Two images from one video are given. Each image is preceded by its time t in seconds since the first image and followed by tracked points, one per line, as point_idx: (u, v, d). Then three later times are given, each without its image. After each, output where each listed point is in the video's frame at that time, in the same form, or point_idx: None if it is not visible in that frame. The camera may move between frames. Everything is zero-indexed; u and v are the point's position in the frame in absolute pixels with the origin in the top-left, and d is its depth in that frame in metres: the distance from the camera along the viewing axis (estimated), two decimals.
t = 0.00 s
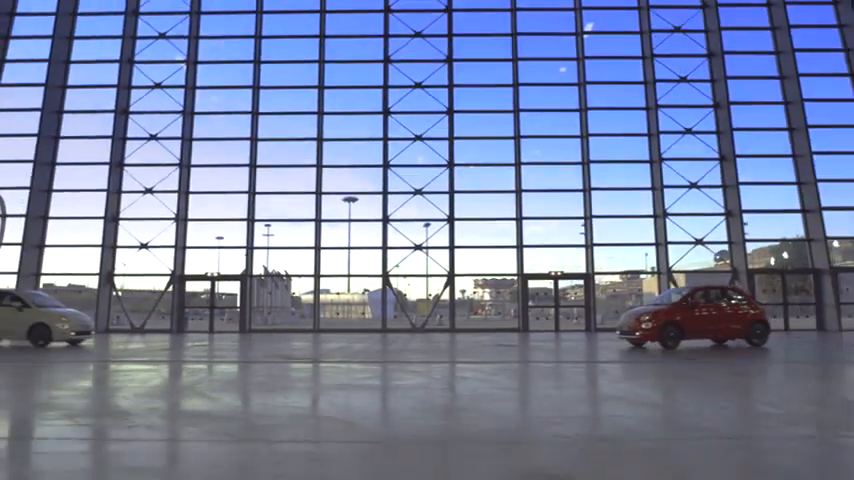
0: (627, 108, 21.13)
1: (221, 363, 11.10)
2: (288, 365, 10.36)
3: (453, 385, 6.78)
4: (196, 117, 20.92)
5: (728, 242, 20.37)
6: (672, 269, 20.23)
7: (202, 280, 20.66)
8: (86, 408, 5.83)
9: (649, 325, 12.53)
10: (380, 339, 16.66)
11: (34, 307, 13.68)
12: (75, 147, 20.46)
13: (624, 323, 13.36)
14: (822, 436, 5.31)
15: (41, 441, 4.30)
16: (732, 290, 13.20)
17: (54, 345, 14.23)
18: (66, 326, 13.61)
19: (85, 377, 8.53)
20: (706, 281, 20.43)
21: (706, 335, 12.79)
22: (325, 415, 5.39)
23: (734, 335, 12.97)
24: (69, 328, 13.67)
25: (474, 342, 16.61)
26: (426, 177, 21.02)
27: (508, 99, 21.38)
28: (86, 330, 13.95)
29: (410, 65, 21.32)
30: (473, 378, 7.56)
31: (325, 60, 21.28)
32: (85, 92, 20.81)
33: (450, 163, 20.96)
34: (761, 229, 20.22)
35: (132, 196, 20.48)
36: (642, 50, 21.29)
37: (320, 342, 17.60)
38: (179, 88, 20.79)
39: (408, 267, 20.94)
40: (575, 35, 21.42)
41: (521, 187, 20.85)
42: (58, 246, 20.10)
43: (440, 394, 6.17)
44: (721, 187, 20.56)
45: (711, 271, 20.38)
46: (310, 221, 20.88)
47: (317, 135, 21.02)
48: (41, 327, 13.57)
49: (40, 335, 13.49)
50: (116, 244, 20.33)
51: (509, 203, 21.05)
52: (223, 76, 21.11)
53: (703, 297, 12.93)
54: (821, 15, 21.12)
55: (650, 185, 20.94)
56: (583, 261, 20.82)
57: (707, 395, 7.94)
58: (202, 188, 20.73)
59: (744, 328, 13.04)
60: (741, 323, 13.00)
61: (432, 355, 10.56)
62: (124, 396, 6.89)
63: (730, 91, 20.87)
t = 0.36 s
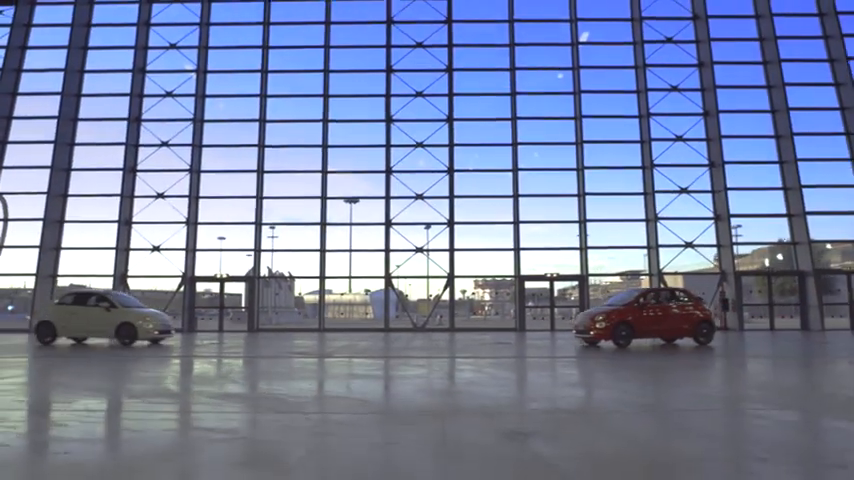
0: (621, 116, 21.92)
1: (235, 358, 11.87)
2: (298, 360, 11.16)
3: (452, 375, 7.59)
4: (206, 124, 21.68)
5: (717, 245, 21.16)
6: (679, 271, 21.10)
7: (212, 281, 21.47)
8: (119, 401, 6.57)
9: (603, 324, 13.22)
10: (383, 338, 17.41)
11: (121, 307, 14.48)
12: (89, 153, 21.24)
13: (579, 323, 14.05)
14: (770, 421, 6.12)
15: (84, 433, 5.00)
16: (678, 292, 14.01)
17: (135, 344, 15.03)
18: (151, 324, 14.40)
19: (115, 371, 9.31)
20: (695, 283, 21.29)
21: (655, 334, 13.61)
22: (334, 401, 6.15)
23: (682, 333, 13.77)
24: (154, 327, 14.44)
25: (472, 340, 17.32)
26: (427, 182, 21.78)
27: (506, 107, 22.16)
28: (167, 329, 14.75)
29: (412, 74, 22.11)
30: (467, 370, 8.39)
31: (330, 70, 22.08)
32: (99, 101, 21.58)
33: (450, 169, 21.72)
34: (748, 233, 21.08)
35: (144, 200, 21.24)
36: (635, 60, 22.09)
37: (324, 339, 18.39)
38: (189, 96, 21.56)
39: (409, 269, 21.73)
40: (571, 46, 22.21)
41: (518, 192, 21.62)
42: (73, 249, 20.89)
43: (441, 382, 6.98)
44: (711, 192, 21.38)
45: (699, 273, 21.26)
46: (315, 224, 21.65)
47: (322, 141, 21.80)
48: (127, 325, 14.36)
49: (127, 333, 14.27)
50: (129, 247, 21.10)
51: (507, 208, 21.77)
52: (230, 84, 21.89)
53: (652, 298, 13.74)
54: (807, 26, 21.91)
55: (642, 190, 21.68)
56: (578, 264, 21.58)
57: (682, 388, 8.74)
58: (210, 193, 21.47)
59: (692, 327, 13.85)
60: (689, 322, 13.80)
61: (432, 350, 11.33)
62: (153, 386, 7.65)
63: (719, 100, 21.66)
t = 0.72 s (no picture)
0: (614, 123, 22.75)
1: (248, 354, 12.71)
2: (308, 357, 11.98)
3: (452, 367, 8.44)
4: (215, 130, 22.46)
5: (705, 247, 22.04)
6: (676, 272, 21.98)
7: (221, 282, 22.21)
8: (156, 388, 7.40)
9: (563, 324, 13.93)
10: (385, 336, 18.20)
11: (196, 307, 15.10)
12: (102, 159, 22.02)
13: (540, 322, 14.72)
14: (729, 408, 6.98)
15: (131, 419, 5.77)
16: (633, 292, 14.82)
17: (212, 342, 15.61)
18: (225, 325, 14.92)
19: (142, 366, 10.14)
20: (684, 284, 22.07)
21: (612, 334, 14.41)
22: (348, 387, 6.99)
23: (637, 333, 14.60)
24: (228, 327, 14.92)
25: (471, 338, 18.09)
26: (427, 186, 22.61)
27: (503, 114, 22.97)
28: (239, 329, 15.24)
29: (412, 83, 22.94)
30: (461, 363, 9.26)
31: (334, 79, 22.91)
32: (111, 108, 22.38)
33: (449, 174, 22.55)
34: (736, 234, 21.86)
35: (155, 204, 22.01)
36: (627, 69, 22.94)
37: (329, 337, 19.25)
38: (199, 104, 22.36)
39: (410, 271, 22.50)
40: (566, 55, 23.05)
41: (515, 196, 22.47)
42: (88, 251, 21.71)
43: (442, 372, 7.84)
44: (700, 197, 22.22)
45: (688, 273, 22.09)
46: (320, 227, 22.56)
47: (326, 147, 22.63)
48: (202, 325, 14.92)
49: (202, 333, 14.81)
50: (141, 248, 21.90)
51: (504, 211, 22.64)
52: (238, 92, 22.68)
53: (609, 299, 14.53)
54: (792, 36, 22.78)
55: (634, 194, 22.54)
56: (571, 267, 22.41)
57: (660, 382, 9.59)
58: (219, 197, 22.31)
59: (645, 327, 14.69)
60: (641, 322, 14.63)
61: (430, 347, 12.18)
62: (183, 377, 8.49)
63: (708, 108, 22.50)
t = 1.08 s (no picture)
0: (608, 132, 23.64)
1: (258, 350, 13.50)
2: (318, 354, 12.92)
3: (451, 363, 9.38)
4: (224, 139, 23.34)
5: (694, 251, 22.98)
6: (673, 275, 23.01)
7: (232, 285, 23.06)
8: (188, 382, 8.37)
9: (535, 325, 14.57)
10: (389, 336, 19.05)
11: (255, 309, 15.77)
12: (117, 166, 22.94)
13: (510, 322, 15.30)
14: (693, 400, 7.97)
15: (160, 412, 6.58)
16: (597, 295, 15.67)
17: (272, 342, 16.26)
18: (283, 325, 15.56)
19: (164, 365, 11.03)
20: (673, 287, 22.96)
21: (578, 334, 15.19)
22: (359, 377, 8.02)
23: (601, 333, 15.45)
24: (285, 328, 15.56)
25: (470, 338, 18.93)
26: (428, 193, 23.49)
27: (501, 123, 23.88)
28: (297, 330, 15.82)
29: (413, 93, 23.84)
30: (458, 359, 10.15)
31: (338, 89, 23.82)
32: (125, 117, 23.29)
33: (449, 180, 23.45)
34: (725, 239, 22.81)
35: (168, 210, 22.94)
36: (620, 80, 23.86)
37: (334, 337, 20.13)
38: (209, 113, 23.26)
39: (412, 273, 23.38)
40: (561, 67, 23.99)
41: (512, 202, 23.38)
42: (104, 255, 22.67)
43: (443, 367, 8.81)
44: (690, 202, 23.15)
45: (678, 277, 23.02)
46: (325, 232, 23.37)
47: (331, 156, 23.52)
48: (262, 326, 15.57)
49: (262, 333, 15.47)
50: (154, 252, 22.82)
51: (502, 216, 23.53)
52: (246, 102, 23.58)
53: (575, 302, 15.33)
54: (779, 48, 23.73)
55: (627, 200, 23.43)
56: (566, 270, 23.30)
57: (638, 378, 10.56)
58: (228, 202, 23.17)
59: (609, 327, 15.57)
60: (605, 323, 15.49)
61: (430, 346, 13.06)
62: (210, 372, 9.47)
63: (698, 117, 23.43)
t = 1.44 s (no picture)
0: (601, 139, 24.53)
1: (273, 349, 14.58)
2: (325, 352, 13.79)
3: (448, 358, 10.28)
4: (231, 145, 24.20)
5: (683, 253, 23.86)
6: (669, 275, 23.93)
7: (238, 286, 23.91)
8: (207, 378, 9.25)
9: (516, 325, 15.38)
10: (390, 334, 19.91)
11: (299, 309, 16.22)
12: (128, 172, 23.81)
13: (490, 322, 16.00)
14: (664, 389, 8.89)
15: (183, 395, 7.51)
16: (569, 296, 16.67)
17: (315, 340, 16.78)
18: (324, 326, 15.92)
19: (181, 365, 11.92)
20: (662, 287, 23.98)
21: (555, 333, 16.04)
22: (364, 368, 8.94)
23: (573, 333, 16.39)
24: (327, 328, 15.90)
25: (468, 337, 19.81)
26: (428, 197, 24.36)
27: (498, 131, 24.76)
28: (339, 330, 16.12)
29: (413, 101, 24.73)
30: (454, 354, 11.02)
31: (341, 97, 24.72)
32: (135, 125, 24.13)
33: (448, 186, 24.35)
34: (712, 242, 23.64)
35: (177, 213, 23.84)
36: (612, 89, 24.74)
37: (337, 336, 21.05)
38: (217, 121, 24.13)
39: (412, 275, 24.28)
40: (556, 76, 24.91)
41: (508, 206, 24.29)
42: (116, 257, 23.57)
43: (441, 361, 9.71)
44: (679, 207, 24.01)
45: (669, 278, 23.94)
46: (328, 235, 24.23)
47: (335, 162, 24.43)
48: (304, 326, 16.02)
49: (304, 333, 15.94)
50: (164, 254, 23.72)
51: (498, 220, 24.38)
52: (252, 110, 24.44)
53: (552, 302, 16.22)
54: (764, 59, 24.68)
55: (619, 205, 24.33)
56: (561, 271, 24.09)
57: (622, 372, 11.40)
58: (235, 206, 24.00)
59: (579, 327, 16.58)
60: (578, 323, 16.47)
61: (428, 343, 13.94)
62: (228, 367, 10.38)
63: (687, 125, 24.31)
